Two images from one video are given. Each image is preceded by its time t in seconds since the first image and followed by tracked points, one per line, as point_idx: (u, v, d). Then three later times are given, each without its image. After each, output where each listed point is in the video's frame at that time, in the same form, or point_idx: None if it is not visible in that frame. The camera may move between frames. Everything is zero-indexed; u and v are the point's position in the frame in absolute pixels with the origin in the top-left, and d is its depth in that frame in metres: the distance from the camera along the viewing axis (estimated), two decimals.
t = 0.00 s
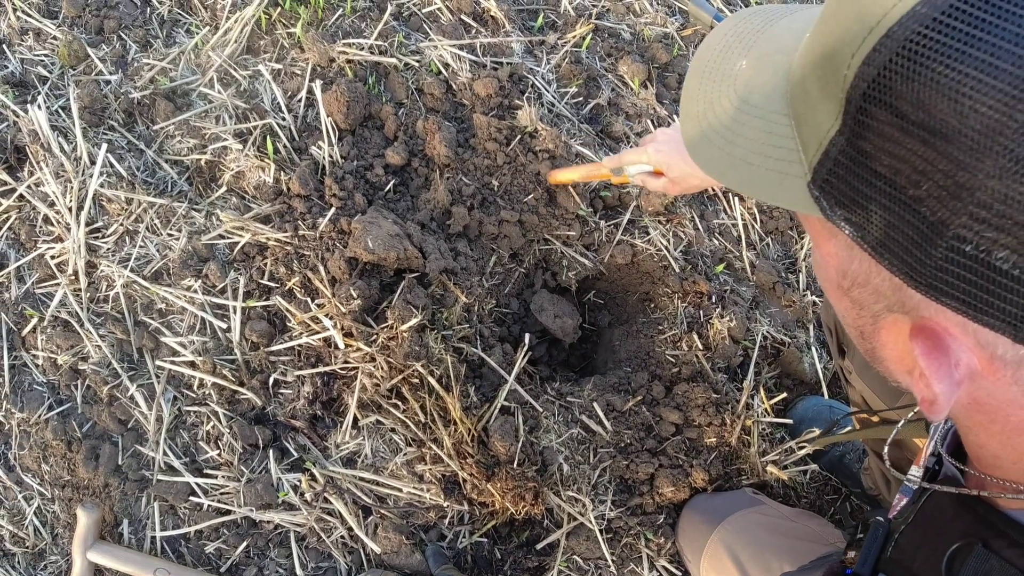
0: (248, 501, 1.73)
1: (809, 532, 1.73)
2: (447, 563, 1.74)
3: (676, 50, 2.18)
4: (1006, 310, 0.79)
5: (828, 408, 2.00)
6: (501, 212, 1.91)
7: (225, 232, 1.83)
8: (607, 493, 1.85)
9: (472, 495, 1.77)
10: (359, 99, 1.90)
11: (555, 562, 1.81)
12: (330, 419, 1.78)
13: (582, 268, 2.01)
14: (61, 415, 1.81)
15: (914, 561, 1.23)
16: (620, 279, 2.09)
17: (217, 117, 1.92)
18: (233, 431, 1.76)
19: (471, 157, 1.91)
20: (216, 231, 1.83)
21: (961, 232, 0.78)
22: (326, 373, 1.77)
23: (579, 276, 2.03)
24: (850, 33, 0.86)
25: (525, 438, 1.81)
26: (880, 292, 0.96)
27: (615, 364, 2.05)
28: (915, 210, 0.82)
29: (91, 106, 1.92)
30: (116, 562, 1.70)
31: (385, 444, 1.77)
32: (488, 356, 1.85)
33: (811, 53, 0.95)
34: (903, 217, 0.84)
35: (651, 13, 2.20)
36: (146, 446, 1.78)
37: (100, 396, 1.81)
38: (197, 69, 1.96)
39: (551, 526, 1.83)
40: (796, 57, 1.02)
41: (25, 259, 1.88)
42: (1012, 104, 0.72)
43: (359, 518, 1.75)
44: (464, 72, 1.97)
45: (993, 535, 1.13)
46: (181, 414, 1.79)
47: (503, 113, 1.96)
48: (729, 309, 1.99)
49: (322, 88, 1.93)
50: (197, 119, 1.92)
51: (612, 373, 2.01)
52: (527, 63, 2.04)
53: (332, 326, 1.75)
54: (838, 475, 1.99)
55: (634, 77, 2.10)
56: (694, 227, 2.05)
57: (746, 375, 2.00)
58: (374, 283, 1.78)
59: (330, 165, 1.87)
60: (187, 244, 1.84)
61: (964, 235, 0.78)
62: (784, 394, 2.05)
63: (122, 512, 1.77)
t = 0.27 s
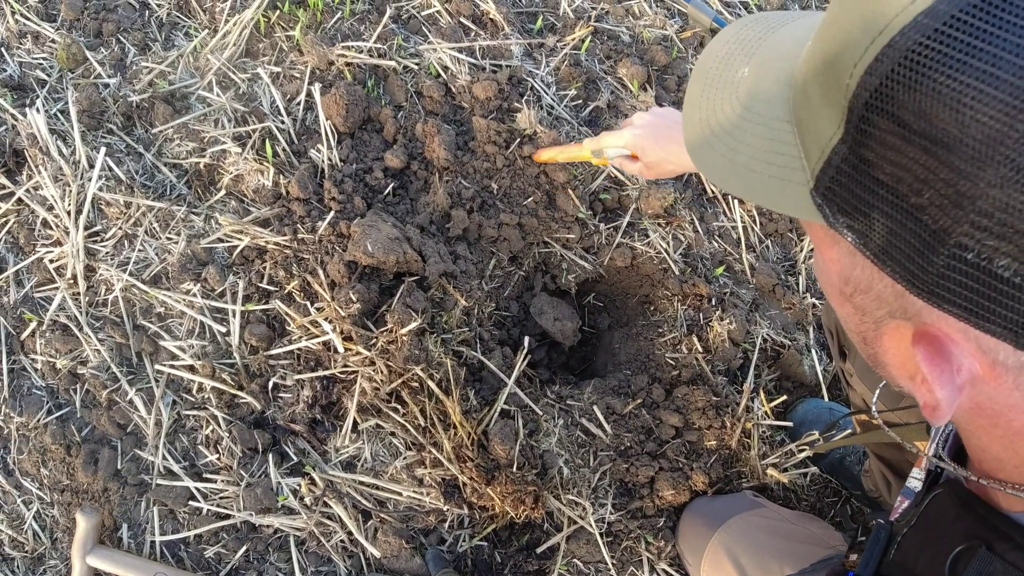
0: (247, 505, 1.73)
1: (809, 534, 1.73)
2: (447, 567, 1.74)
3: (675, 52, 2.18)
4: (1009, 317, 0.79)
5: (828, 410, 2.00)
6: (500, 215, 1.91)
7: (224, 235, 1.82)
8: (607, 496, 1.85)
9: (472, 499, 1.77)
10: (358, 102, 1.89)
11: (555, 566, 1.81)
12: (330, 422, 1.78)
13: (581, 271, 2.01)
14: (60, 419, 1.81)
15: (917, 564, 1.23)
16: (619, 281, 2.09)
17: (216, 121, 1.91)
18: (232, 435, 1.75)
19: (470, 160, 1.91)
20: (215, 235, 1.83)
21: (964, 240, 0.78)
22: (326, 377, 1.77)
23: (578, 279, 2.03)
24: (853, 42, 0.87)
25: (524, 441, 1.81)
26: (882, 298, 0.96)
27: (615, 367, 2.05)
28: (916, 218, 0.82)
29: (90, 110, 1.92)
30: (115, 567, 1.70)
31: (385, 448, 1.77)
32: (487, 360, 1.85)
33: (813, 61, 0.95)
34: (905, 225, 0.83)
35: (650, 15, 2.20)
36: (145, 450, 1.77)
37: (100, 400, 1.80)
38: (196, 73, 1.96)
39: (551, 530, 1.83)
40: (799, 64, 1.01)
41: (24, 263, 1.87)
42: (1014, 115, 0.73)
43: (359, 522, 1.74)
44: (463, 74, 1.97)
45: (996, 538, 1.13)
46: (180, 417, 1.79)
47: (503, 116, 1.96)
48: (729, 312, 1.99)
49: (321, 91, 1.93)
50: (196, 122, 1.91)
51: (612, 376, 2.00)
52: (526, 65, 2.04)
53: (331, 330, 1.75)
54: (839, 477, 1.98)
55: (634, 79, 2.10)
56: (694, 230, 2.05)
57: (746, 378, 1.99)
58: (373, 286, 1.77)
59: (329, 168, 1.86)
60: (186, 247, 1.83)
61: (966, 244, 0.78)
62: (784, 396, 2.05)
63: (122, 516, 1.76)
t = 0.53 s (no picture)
0: (245, 510, 1.73)
1: (808, 537, 1.73)
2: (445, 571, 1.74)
3: (674, 54, 2.18)
4: (1008, 327, 0.79)
5: (827, 412, 2.00)
6: (499, 218, 1.91)
7: (222, 239, 1.82)
8: (606, 500, 1.84)
9: (471, 503, 1.76)
10: (356, 105, 1.89)
11: (554, 569, 1.81)
12: (328, 426, 1.77)
13: (580, 274, 2.01)
14: (58, 424, 1.80)
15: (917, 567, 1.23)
16: (618, 284, 2.09)
17: (214, 124, 1.91)
18: (230, 440, 1.75)
19: (468, 163, 1.91)
20: (213, 238, 1.82)
21: (963, 251, 0.78)
22: (324, 381, 1.76)
23: (577, 282, 2.03)
24: (851, 53, 0.86)
25: (523, 444, 1.80)
26: (881, 307, 0.96)
27: (614, 369, 2.04)
28: (915, 228, 0.81)
29: (87, 113, 1.91)
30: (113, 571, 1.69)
31: (383, 452, 1.76)
32: (486, 363, 1.84)
33: (809, 71, 0.95)
34: (903, 236, 0.83)
35: (649, 17, 2.20)
36: (143, 454, 1.77)
37: (97, 404, 1.80)
38: (194, 76, 1.96)
39: (550, 533, 1.82)
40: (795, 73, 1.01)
41: (21, 267, 1.87)
42: (1012, 126, 0.73)
43: (357, 526, 1.74)
44: (461, 77, 1.96)
45: (996, 541, 1.12)
46: (178, 422, 1.79)
47: (501, 118, 1.96)
48: (728, 314, 1.99)
49: (319, 94, 1.92)
50: (193, 125, 1.91)
51: (611, 379, 2.00)
52: (524, 68, 2.04)
53: (329, 334, 1.75)
54: (839, 480, 1.97)
55: (632, 81, 2.09)
56: (693, 232, 2.04)
57: (745, 380, 1.99)
58: (372, 290, 1.77)
59: (327, 171, 1.86)
60: (183, 251, 1.83)
61: (965, 255, 0.78)
62: (783, 399, 2.05)
63: (119, 521, 1.76)
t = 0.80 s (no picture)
0: (246, 512, 1.72)
1: (810, 540, 1.72)
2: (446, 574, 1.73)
3: (675, 54, 2.17)
4: (1015, 338, 0.78)
5: (829, 413, 1.99)
6: (499, 219, 1.90)
7: (222, 240, 1.81)
8: (607, 502, 1.84)
9: (472, 505, 1.76)
10: (356, 105, 1.88)
11: (555, 572, 1.80)
12: (329, 428, 1.77)
13: (581, 275, 2.00)
14: (58, 425, 1.80)
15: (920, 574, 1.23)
16: (619, 285, 2.08)
17: (214, 124, 1.90)
18: (230, 442, 1.74)
19: (469, 164, 1.90)
20: (213, 239, 1.82)
21: (970, 261, 0.77)
22: (324, 382, 1.76)
23: (578, 283, 2.02)
24: (855, 60, 0.85)
25: (525, 446, 1.80)
26: (885, 316, 0.95)
27: (616, 371, 2.04)
28: (921, 238, 0.81)
29: (87, 114, 1.91)
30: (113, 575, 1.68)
31: (384, 454, 1.75)
32: (487, 365, 1.84)
33: (813, 79, 0.94)
34: (910, 245, 0.82)
35: (650, 17, 2.19)
36: (143, 456, 1.76)
37: (97, 406, 1.79)
38: (194, 76, 1.95)
39: (552, 536, 1.82)
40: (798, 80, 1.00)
41: (20, 268, 1.86)
42: (1020, 137, 0.72)
43: (358, 528, 1.73)
44: (462, 77, 1.96)
45: (1000, 548, 1.11)
46: (178, 424, 1.78)
47: (502, 119, 1.95)
48: (729, 316, 1.98)
49: (319, 95, 1.91)
50: (193, 126, 1.90)
51: (613, 380, 1.99)
52: (526, 68, 2.03)
53: (330, 336, 1.74)
54: (840, 482, 1.97)
55: (633, 81, 2.09)
56: (694, 233, 2.04)
57: (746, 382, 1.98)
58: (372, 291, 1.76)
59: (328, 172, 1.85)
60: (183, 252, 1.82)
61: (972, 265, 0.77)
62: (785, 401, 2.04)
63: (120, 523, 1.75)
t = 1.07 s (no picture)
0: (246, 513, 1.72)
1: (811, 542, 1.72)
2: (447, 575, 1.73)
3: (677, 54, 2.16)
4: (1011, 344, 0.78)
5: (831, 415, 1.99)
6: (500, 220, 1.90)
7: (222, 240, 1.81)
8: (608, 503, 1.83)
9: (473, 506, 1.76)
10: (357, 105, 1.88)
11: (556, 573, 1.80)
12: (329, 429, 1.76)
13: (582, 275, 2.00)
14: (58, 426, 1.80)
15: None
16: (621, 286, 2.08)
17: (214, 124, 1.90)
18: (231, 442, 1.74)
19: (470, 164, 1.90)
20: (213, 240, 1.81)
21: (966, 267, 0.77)
22: (325, 383, 1.76)
23: (579, 283, 2.01)
24: (857, 65, 0.85)
25: (525, 447, 1.79)
26: (884, 319, 0.95)
27: (617, 371, 2.03)
28: (918, 243, 0.81)
29: (87, 113, 1.90)
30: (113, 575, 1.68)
31: (384, 455, 1.75)
32: (488, 365, 1.84)
33: (815, 82, 0.93)
34: (907, 251, 0.82)
35: (652, 17, 2.18)
36: (143, 457, 1.76)
37: (97, 407, 1.79)
38: (194, 76, 1.95)
39: (552, 537, 1.81)
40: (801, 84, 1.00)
41: (21, 268, 1.86)
42: (1016, 145, 0.72)
43: (358, 529, 1.73)
44: (463, 77, 1.95)
45: (1001, 557, 1.11)
46: (178, 424, 1.78)
47: (503, 119, 1.94)
48: (731, 316, 1.98)
49: (320, 95, 1.91)
50: (194, 126, 1.90)
51: (613, 381, 1.99)
52: (527, 68, 2.02)
53: (330, 336, 1.74)
54: (841, 483, 1.97)
55: (635, 81, 2.08)
56: (695, 233, 2.03)
57: (748, 383, 1.98)
58: (373, 292, 1.76)
59: (328, 172, 1.85)
60: (184, 252, 1.82)
61: (968, 271, 0.77)
62: (787, 402, 2.03)
63: (120, 523, 1.75)
